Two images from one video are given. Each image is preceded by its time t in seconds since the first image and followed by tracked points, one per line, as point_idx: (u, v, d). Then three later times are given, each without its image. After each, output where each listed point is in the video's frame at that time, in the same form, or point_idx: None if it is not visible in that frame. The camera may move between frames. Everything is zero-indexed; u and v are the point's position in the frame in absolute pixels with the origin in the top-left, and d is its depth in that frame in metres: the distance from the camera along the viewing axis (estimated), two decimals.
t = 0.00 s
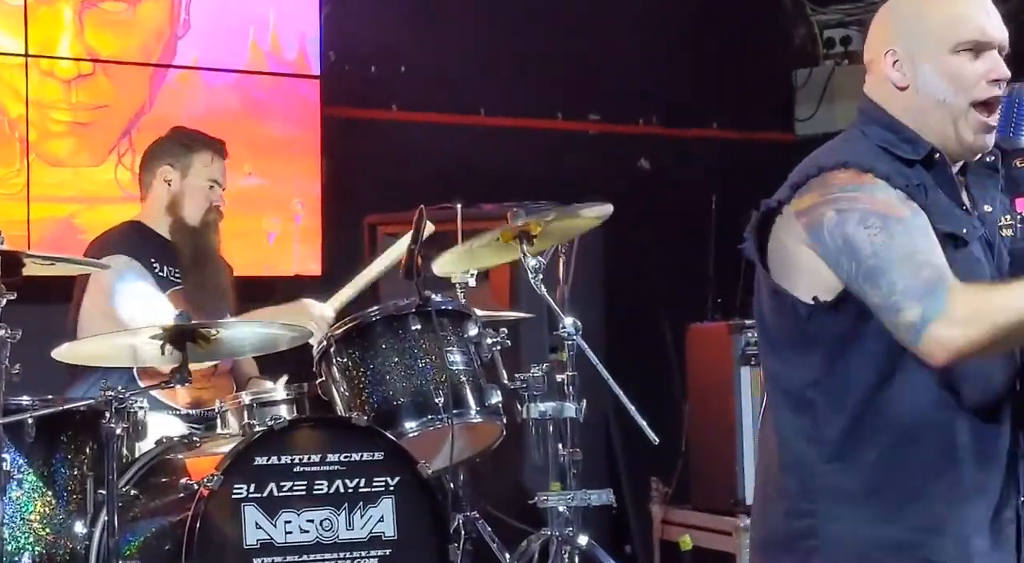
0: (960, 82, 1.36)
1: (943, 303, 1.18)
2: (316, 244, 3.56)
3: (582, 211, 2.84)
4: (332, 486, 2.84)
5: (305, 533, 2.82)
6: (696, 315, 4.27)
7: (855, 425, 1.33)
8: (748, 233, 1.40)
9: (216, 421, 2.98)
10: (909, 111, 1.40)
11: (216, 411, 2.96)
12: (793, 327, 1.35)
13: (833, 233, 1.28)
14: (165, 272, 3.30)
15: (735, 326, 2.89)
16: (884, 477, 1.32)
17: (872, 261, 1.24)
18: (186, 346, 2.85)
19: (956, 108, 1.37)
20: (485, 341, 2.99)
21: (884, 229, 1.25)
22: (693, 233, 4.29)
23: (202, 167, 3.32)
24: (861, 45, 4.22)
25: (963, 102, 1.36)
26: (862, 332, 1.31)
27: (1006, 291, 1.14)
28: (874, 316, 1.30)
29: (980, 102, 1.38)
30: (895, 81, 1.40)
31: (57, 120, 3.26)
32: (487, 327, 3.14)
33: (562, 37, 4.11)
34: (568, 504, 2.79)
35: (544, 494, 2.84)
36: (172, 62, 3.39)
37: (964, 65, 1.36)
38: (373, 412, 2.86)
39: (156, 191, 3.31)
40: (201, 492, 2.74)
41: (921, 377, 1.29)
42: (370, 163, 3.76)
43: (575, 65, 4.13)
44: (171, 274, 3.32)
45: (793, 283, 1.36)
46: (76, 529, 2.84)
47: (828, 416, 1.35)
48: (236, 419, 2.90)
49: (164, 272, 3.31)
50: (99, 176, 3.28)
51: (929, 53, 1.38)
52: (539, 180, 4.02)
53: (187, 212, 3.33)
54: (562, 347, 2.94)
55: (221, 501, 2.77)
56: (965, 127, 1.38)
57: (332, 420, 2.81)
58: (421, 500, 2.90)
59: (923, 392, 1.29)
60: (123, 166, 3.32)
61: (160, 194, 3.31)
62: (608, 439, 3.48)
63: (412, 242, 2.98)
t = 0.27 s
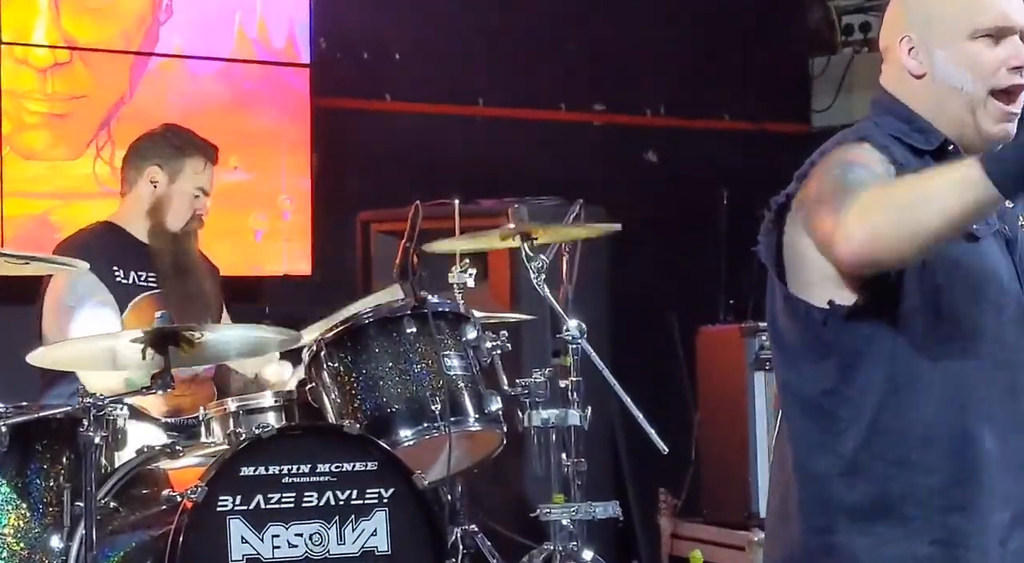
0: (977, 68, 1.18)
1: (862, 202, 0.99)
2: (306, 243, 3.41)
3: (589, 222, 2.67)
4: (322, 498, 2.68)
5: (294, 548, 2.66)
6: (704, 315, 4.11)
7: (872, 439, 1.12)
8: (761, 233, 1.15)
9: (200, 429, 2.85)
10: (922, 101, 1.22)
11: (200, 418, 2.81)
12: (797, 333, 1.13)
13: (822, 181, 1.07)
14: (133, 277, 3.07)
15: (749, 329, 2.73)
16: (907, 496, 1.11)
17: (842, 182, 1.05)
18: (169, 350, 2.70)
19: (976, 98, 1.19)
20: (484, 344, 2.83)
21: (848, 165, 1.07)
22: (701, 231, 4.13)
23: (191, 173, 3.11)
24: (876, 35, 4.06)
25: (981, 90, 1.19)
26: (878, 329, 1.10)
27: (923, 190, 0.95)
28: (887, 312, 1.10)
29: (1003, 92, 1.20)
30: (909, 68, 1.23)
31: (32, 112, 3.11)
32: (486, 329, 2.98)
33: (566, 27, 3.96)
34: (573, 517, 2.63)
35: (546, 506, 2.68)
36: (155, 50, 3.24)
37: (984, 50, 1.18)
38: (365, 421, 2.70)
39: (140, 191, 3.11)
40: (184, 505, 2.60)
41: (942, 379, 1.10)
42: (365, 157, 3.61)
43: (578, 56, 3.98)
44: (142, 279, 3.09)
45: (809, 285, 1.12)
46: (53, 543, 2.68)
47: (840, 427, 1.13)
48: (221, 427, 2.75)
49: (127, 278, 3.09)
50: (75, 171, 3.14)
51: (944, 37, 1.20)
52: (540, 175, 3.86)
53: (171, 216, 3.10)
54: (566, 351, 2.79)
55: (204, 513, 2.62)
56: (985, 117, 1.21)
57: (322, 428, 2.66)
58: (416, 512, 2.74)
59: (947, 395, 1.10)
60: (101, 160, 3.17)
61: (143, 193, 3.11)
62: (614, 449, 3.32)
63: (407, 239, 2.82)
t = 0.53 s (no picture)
0: (971, 68, 1.20)
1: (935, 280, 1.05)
2: (306, 243, 3.42)
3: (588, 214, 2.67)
4: (322, 498, 2.68)
5: (293, 548, 2.66)
6: (704, 316, 4.10)
7: (874, 431, 1.13)
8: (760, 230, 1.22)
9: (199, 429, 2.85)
10: (920, 98, 1.24)
11: (200, 419, 2.81)
12: (800, 327, 1.17)
13: (849, 234, 1.12)
14: (132, 275, 3.10)
15: (749, 330, 2.72)
16: (918, 493, 1.11)
17: (871, 243, 1.10)
18: (168, 350, 2.71)
19: (970, 98, 1.20)
20: (484, 344, 2.83)
21: (901, 213, 1.10)
22: (701, 231, 4.12)
23: (198, 174, 3.20)
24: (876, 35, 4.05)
25: (976, 90, 1.20)
26: (884, 328, 1.12)
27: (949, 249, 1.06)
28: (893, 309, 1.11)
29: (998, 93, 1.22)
30: (904, 67, 1.25)
31: (31, 112, 3.11)
32: (486, 330, 2.98)
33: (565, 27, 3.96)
34: (572, 517, 2.63)
35: (545, 506, 2.68)
36: (154, 50, 3.24)
37: (977, 51, 1.20)
38: (365, 421, 2.70)
39: (144, 191, 3.16)
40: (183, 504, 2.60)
41: (947, 375, 1.10)
42: (365, 157, 3.61)
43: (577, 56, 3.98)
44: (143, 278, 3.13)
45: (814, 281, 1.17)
46: (53, 544, 2.68)
47: (844, 423, 1.15)
48: (220, 428, 2.76)
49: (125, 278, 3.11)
50: (74, 171, 3.13)
51: (941, 36, 1.22)
52: (539, 175, 3.85)
53: (174, 217, 3.18)
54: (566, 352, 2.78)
55: (203, 513, 2.62)
56: (979, 115, 1.21)
57: (322, 428, 2.66)
58: (415, 512, 2.73)
59: (952, 386, 1.10)
60: (101, 160, 3.16)
61: (148, 193, 3.16)
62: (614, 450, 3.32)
63: (407, 241, 2.81)
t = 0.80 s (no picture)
0: (982, 75, 1.02)
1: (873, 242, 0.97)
2: (306, 242, 3.41)
3: (588, 214, 2.66)
4: (322, 498, 2.68)
5: (293, 548, 2.66)
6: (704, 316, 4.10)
7: (871, 431, 1.07)
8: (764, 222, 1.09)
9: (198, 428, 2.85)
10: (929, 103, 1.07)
11: (199, 418, 2.81)
12: (799, 328, 1.08)
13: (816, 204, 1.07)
14: (130, 275, 3.22)
15: (749, 329, 2.72)
16: (900, 494, 1.07)
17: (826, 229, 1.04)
18: (168, 350, 2.71)
19: (973, 104, 1.05)
20: (481, 343, 2.82)
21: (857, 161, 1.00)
22: (701, 231, 4.12)
23: (203, 174, 3.29)
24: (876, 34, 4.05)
25: (985, 97, 1.04)
26: (880, 326, 1.05)
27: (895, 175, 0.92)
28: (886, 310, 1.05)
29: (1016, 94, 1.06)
30: (912, 66, 1.08)
31: (32, 112, 3.12)
32: (486, 329, 2.98)
33: (565, 26, 3.96)
34: (574, 518, 2.62)
35: (545, 506, 2.68)
36: (153, 51, 3.24)
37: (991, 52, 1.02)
38: (365, 420, 2.70)
39: (148, 192, 3.25)
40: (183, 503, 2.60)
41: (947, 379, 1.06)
42: (365, 157, 3.61)
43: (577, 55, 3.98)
44: (142, 276, 3.23)
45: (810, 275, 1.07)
46: (52, 543, 2.67)
47: (842, 423, 1.08)
48: (220, 428, 2.75)
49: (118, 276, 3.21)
50: (74, 171, 3.14)
51: (951, 36, 1.04)
52: (539, 174, 3.86)
53: (179, 217, 3.29)
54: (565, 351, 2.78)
55: (203, 513, 2.62)
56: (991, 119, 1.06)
57: (322, 427, 2.66)
58: (415, 512, 2.73)
59: (942, 386, 1.05)
60: (101, 160, 3.18)
61: (152, 195, 3.26)
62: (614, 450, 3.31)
63: (407, 241, 2.81)
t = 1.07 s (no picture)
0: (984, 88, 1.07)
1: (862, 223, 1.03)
2: (309, 244, 3.47)
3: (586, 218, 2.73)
4: (326, 492, 2.75)
5: (298, 541, 2.73)
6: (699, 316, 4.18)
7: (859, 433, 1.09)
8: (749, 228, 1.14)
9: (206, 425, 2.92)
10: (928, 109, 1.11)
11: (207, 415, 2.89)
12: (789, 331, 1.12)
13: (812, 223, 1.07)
14: (132, 275, 3.33)
15: (742, 328, 2.79)
16: (887, 496, 1.08)
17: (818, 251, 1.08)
18: (176, 348, 2.78)
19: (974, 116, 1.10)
20: (482, 342, 2.90)
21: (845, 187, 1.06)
22: (696, 234, 4.20)
23: (209, 178, 3.37)
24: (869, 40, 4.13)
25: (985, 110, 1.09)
26: (862, 328, 1.08)
27: (926, 183, 0.98)
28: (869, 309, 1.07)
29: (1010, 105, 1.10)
30: (908, 72, 1.10)
31: (44, 116, 3.18)
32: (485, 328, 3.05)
33: (564, 31, 4.03)
34: (571, 512, 2.70)
35: (544, 501, 2.75)
36: (161, 55, 3.31)
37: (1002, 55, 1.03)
38: (367, 416, 2.78)
39: (155, 196, 3.36)
40: (191, 497, 2.68)
41: (924, 387, 1.07)
42: (366, 161, 3.68)
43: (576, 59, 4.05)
44: (146, 276, 3.35)
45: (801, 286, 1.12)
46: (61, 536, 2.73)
47: (831, 422, 1.11)
48: (227, 424, 2.82)
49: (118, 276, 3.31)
50: (84, 173, 3.21)
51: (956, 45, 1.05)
52: (538, 177, 3.93)
53: (184, 222, 3.38)
54: (562, 350, 2.86)
55: (210, 507, 2.69)
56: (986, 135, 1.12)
57: (327, 423, 2.74)
58: (416, 507, 2.80)
59: (931, 389, 1.06)
60: (110, 163, 3.25)
61: (159, 200, 3.37)
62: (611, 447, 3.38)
63: (408, 240, 2.88)
